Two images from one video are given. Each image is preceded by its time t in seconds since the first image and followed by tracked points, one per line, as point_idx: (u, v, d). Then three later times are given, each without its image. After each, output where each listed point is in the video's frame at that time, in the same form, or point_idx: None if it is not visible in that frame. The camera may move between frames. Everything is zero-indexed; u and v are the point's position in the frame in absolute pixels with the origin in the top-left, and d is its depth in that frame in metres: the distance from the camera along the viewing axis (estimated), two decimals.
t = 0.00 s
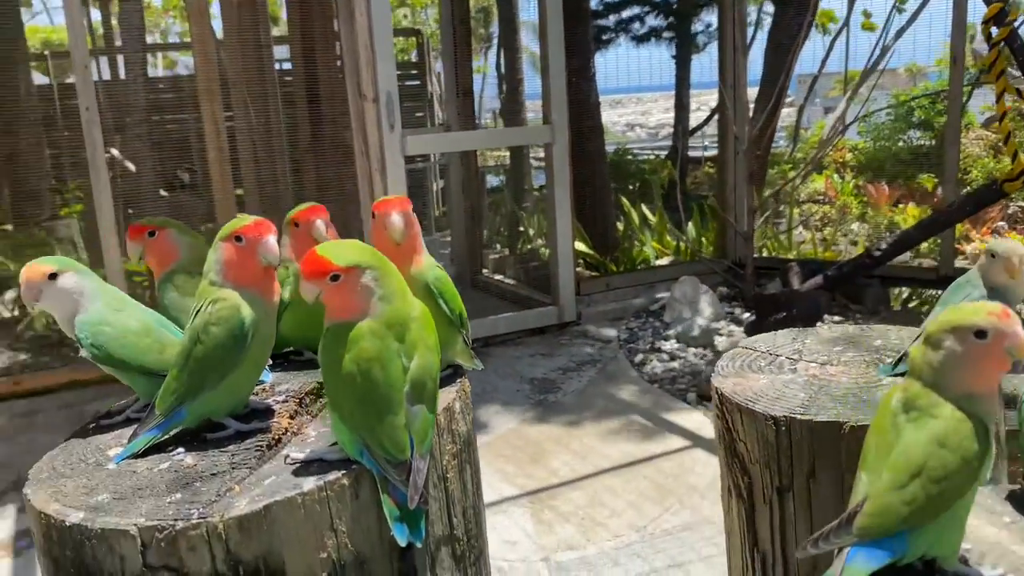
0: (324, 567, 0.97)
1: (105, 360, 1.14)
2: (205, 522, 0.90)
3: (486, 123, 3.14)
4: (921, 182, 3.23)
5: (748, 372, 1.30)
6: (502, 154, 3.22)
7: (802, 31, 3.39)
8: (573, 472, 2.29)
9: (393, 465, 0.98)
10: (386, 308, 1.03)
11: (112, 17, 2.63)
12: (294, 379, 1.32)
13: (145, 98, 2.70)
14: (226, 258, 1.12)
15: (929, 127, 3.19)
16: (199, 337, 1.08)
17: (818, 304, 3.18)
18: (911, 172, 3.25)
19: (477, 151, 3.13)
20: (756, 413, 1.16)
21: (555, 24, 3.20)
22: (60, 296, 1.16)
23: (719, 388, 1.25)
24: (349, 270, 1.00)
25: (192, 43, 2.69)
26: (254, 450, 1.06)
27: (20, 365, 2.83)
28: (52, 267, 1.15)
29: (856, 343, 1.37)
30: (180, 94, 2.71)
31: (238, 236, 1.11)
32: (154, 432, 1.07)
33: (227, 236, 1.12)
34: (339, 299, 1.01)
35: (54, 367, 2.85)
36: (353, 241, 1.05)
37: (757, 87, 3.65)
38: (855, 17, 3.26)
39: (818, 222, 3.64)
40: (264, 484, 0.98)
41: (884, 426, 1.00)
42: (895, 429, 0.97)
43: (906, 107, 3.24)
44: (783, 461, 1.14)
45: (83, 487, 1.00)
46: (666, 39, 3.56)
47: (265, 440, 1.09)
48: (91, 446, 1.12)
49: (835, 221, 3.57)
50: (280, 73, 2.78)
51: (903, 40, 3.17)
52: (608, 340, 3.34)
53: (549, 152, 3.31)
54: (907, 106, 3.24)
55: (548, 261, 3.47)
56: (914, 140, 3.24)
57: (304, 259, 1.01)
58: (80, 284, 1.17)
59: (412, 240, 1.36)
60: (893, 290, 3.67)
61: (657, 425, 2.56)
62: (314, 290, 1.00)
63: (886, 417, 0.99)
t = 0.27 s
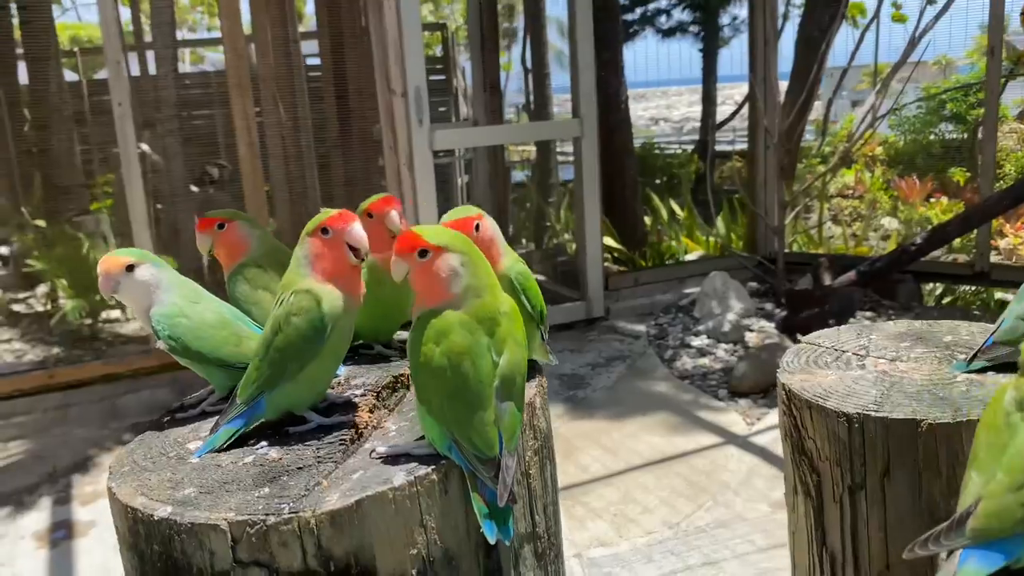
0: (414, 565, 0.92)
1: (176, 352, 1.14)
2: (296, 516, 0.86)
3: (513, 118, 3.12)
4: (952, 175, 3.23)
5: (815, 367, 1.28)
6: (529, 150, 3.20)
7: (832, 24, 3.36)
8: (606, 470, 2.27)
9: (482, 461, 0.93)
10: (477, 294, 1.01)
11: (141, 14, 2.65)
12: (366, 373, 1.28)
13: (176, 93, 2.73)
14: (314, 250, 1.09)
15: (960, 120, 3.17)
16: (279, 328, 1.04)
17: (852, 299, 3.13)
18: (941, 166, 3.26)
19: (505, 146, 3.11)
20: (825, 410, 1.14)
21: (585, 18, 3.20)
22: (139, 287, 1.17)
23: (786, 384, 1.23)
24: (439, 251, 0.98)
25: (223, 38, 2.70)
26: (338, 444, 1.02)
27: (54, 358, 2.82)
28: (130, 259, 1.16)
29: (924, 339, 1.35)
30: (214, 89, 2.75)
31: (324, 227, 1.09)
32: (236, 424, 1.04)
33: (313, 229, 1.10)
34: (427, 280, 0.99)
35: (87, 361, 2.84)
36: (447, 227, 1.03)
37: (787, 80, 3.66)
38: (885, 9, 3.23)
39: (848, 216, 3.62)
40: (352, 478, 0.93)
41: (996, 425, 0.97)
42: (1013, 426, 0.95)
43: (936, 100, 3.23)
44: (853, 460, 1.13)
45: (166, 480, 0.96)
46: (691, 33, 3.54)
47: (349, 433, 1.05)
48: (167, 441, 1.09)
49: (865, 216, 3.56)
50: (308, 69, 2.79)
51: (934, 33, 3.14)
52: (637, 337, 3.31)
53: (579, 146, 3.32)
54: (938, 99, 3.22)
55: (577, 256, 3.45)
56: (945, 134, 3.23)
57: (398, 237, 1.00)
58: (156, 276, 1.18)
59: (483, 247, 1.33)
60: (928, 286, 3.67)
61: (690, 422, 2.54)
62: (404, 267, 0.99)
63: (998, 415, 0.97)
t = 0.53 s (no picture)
0: None
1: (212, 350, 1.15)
2: (364, 529, 0.83)
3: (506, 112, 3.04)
4: (943, 168, 3.29)
5: (859, 363, 1.28)
6: (523, 143, 3.12)
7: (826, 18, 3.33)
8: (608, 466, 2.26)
9: (554, 469, 0.90)
10: (546, 293, 0.98)
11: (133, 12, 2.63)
12: (419, 375, 1.27)
13: (170, 90, 2.71)
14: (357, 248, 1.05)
15: (951, 113, 3.24)
16: (335, 333, 1.02)
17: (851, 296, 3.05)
18: (931, 159, 3.33)
19: (502, 142, 3.03)
20: (878, 408, 1.13)
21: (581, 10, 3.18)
22: (173, 287, 1.17)
23: (830, 381, 1.23)
24: (507, 243, 0.96)
25: (219, 35, 2.70)
26: (398, 452, 1.00)
27: (49, 358, 2.79)
28: (163, 259, 1.16)
29: (968, 334, 1.34)
30: (210, 86, 2.73)
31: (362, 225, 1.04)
32: (287, 430, 1.02)
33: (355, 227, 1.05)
34: (491, 271, 0.97)
35: (82, 360, 2.81)
36: (525, 222, 1.01)
37: (783, 74, 3.65)
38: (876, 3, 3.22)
39: (840, 210, 3.64)
40: (418, 489, 0.91)
41: None
42: None
43: (927, 94, 3.28)
44: (907, 459, 1.12)
45: (220, 492, 0.94)
46: (684, 29, 3.52)
47: (408, 441, 1.03)
48: (212, 449, 1.07)
49: (858, 209, 3.59)
50: (301, 65, 2.78)
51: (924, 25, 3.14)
52: (634, 331, 3.30)
53: (575, 141, 3.26)
54: (928, 92, 3.28)
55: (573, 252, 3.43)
56: (936, 126, 3.29)
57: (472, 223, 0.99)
58: (192, 275, 1.18)
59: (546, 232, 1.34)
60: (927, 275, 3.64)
61: (692, 416, 2.54)
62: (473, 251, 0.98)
63: None
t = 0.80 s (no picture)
0: None
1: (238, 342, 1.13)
2: (430, 536, 0.79)
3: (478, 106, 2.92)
4: (909, 158, 3.34)
5: (888, 351, 1.26)
6: (494, 137, 2.99)
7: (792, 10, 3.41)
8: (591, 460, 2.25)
9: (625, 466, 0.89)
10: (618, 277, 0.98)
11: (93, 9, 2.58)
12: (460, 370, 1.24)
13: (133, 86, 2.67)
14: (402, 236, 1.02)
15: (916, 104, 3.28)
16: (383, 329, 1.00)
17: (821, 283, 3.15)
18: (897, 149, 3.38)
19: (474, 135, 2.91)
20: (914, 395, 1.11)
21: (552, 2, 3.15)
22: (196, 279, 1.14)
23: (862, 369, 1.21)
24: (577, 222, 0.96)
25: (184, 28, 2.65)
26: (452, 452, 0.97)
27: (15, 363, 2.69)
28: (187, 251, 1.13)
29: (993, 318, 1.34)
30: (176, 82, 2.70)
31: (407, 211, 1.00)
32: (331, 432, 0.99)
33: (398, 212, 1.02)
34: (557, 252, 0.97)
35: (50, 363, 2.71)
36: (592, 201, 1.01)
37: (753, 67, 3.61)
38: None
39: (808, 200, 3.70)
40: (482, 490, 0.88)
41: None
42: None
43: (891, 84, 3.34)
44: (945, 446, 1.10)
45: (263, 500, 0.89)
46: (653, 21, 3.59)
47: (462, 438, 1.00)
48: (243, 454, 1.03)
49: (826, 199, 3.65)
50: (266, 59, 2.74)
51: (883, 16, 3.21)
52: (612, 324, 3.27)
53: (548, 135, 3.20)
54: (893, 83, 3.33)
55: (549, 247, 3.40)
56: (901, 117, 3.35)
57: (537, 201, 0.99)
58: (216, 267, 1.16)
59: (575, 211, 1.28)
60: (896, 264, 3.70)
61: (673, 407, 2.54)
62: (539, 232, 0.98)
63: None
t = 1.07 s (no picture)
0: None
1: (239, 351, 1.10)
2: (468, 557, 0.76)
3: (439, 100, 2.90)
4: (861, 149, 3.42)
5: (886, 344, 1.16)
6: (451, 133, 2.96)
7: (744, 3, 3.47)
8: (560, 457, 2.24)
9: (665, 476, 0.87)
10: (655, 280, 0.95)
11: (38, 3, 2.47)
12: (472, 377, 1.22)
13: (83, 83, 2.58)
14: (417, 239, 0.98)
15: (867, 97, 3.36)
16: (403, 339, 0.96)
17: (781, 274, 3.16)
18: (849, 140, 3.45)
19: (431, 131, 2.88)
20: (919, 388, 1.02)
21: None
22: (194, 286, 1.11)
23: (861, 363, 1.11)
24: (613, 222, 0.93)
25: (135, 24, 2.57)
26: (479, 465, 0.94)
27: None
28: (186, 258, 1.10)
29: (987, 309, 1.24)
30: (125, 80, 2.63)
31: (425, 213, 0.96)
32: (348, 447, 0.95)
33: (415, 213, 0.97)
34: (591, 253, 0.94)
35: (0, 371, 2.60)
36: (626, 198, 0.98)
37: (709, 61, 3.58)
38: None
39: (763, 192, 3.77)
40: (518, 505, 0.86)
41: None
42: None
43: (841, 76, 3.40)
44: (950, 440, 1.02)
45: (281, 522, 0.86)
46: (607, 15, 3.62)
47: (487, 449, 0.98)
48: (251, 471, 0.99)
49: (779, 190, 3.71)
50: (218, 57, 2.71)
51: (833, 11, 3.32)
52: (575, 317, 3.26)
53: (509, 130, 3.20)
54: (843, 75, 3.40)
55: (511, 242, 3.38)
56: (851, 108, 3.41)
57: (569, 201, 0.95)
58: (215, 275, 1.13)
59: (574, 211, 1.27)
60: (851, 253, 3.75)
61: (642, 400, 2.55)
62: (571, 234, 0.94)
63: None
